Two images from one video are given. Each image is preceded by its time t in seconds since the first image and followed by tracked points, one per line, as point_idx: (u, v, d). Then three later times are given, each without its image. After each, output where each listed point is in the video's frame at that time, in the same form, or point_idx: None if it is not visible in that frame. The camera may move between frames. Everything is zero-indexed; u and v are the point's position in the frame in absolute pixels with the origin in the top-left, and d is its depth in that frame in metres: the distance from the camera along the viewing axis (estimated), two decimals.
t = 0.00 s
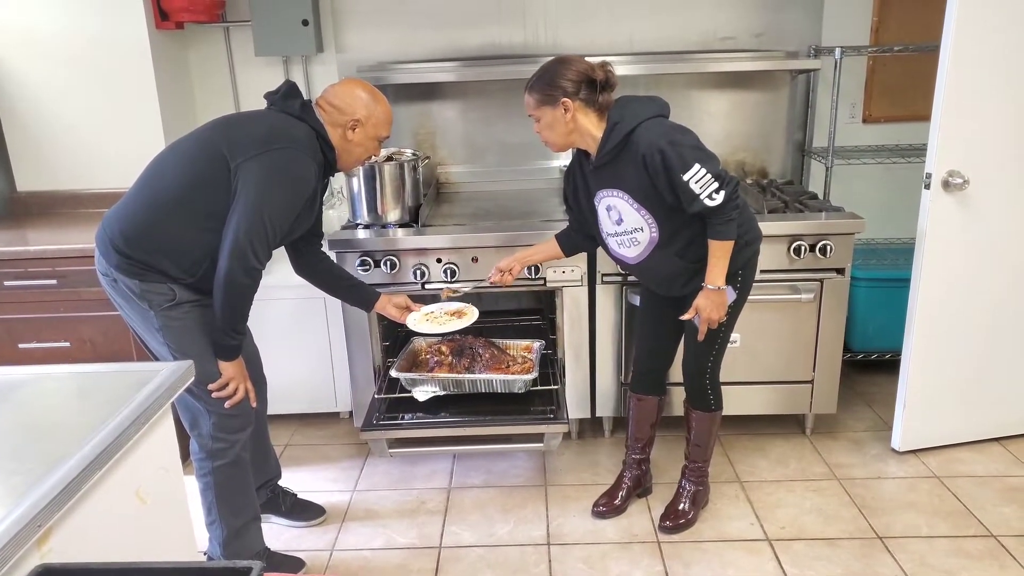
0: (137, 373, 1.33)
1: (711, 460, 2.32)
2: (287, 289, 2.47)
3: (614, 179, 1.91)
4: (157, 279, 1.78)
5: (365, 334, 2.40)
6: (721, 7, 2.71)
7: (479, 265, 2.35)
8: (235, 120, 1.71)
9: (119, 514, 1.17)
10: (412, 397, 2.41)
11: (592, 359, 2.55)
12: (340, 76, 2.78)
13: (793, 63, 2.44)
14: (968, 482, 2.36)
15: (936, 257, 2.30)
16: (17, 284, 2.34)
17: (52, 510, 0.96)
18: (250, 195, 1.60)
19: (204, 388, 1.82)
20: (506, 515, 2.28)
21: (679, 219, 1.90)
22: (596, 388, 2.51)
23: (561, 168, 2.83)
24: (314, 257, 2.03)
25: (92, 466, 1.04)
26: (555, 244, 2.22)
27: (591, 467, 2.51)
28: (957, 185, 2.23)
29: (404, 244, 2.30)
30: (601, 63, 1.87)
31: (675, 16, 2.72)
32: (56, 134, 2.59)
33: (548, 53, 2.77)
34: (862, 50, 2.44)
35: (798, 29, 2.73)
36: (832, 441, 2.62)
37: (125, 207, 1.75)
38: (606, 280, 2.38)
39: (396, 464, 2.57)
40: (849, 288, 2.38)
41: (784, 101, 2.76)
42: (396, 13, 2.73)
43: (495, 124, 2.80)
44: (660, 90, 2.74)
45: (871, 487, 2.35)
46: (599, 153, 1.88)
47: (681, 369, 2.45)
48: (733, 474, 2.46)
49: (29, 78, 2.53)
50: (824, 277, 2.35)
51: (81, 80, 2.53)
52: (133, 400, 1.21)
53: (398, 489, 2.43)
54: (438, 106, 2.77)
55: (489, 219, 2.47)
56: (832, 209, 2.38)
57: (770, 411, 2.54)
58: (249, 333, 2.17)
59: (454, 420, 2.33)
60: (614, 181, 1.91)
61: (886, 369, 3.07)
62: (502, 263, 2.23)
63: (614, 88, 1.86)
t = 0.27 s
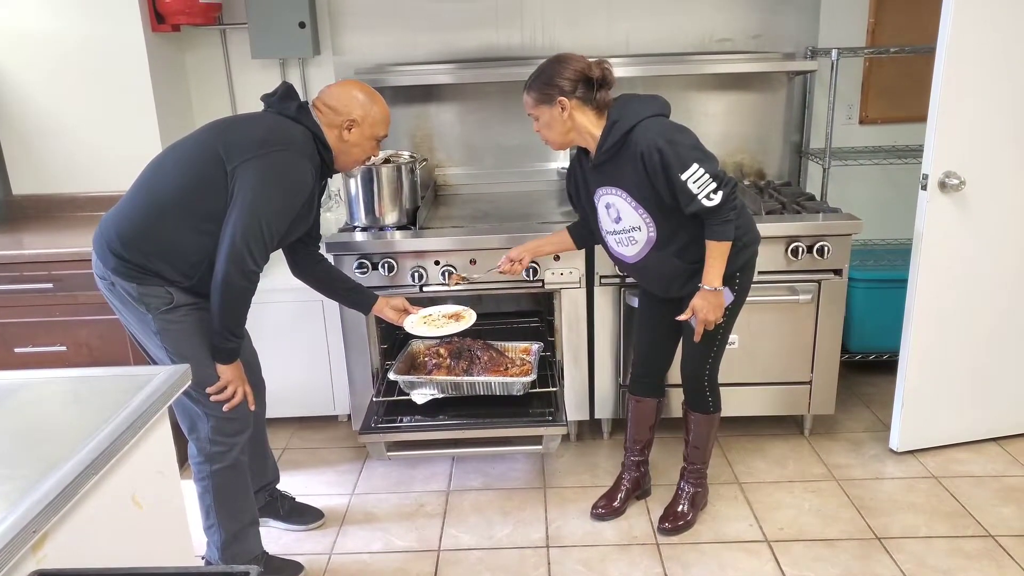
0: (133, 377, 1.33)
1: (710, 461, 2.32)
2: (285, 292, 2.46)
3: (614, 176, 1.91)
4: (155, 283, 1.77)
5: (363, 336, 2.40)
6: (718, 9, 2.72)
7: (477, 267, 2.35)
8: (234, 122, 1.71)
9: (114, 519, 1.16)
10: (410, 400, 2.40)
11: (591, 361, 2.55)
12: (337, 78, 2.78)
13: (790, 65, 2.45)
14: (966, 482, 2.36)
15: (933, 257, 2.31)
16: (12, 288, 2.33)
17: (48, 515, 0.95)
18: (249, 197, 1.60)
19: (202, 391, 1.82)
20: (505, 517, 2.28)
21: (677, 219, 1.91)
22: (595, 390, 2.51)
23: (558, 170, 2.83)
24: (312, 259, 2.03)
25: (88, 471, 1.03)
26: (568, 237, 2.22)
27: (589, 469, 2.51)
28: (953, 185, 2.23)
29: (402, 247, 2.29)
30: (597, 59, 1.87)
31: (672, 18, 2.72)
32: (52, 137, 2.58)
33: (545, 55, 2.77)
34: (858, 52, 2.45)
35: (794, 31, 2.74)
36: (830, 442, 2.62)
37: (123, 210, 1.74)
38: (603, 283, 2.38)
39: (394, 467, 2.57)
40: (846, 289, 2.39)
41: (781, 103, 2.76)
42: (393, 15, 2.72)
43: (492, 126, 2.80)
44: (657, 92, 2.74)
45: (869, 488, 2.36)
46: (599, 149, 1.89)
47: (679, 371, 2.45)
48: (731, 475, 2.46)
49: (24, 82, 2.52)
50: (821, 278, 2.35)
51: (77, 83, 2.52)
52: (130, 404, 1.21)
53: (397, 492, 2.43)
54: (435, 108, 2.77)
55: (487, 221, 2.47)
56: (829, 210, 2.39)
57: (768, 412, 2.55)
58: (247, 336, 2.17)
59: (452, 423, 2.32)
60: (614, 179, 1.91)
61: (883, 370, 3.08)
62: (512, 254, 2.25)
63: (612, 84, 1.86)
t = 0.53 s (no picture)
0: (132, 378, 1.33)
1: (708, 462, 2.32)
2: (283, 294, 2.46)
3: (614, 181, 1.91)
4: (154, 284, 1.77)
5: (361, 338, 2.40)
6: (717, 10, 2.72)
7: (475, 269, 2.35)
8: (232, 122, 1.70)
9: (113, 520, 1.16)
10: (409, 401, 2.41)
11: (589, 363, 2.55)
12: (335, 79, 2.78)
13: (789, 66, 2.44)
14: (964, 484, 2.36)
15: (932, 259, 2.31)
16: (11, 289, 2.33)
17: (47, 516, 0.95)
18: (247, 198, 1.60)
19: (202, 393, 1.82)
20: (503, 519, 2.28)
21: (677, 222, 1.90)
22: (593, 391, 2.52)
23: (557, 171, 2.83)
24: (310, 261, 2.03)
25: (86, 471, 1.03)
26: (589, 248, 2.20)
27: (588, 470, 2.51)
28: (953, 187, 2.23)
29: (400, 249, 2.29)
30: (584, 67, 1.87)
31: (670, 20, 2.72)
32: (50, 138, 2.58)
33: (543, 56, 2.76)
34: (857, 53, 2.45)
35: (793, 32, 2.73)
36: (828, 444, 2.62)
37: (121, 211, 1.74)
38: (602, 284, 2.38)
39: (392, 468, 2.57)
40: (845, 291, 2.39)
41: (780, 104, 2.76)
42: (391, 16, 2.72)
43: (491, 128, 2.80)
44: (656, 93, 2.74)
45: (868, 489, 2.36)
46: (598, 154, 1.88)
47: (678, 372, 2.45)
48: (730, 477, 2.46)
49: (23, 83, 2.52)
50: (820, 280, 2.35)
51: (75, 84, 2.52)
52: (128, 405, 1.21)
53: (395, 493, 2.43)
54: (433, 110, 2.77)
55: (485, 223, 2.46)
56: (828, 211, 2.38)
57: (767, 414, 2.55)
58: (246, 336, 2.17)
59: (451, 424, 2.32)
60: (613, 183, 1.91)
61: (882, 371, 3.08)
62: (540, 278, 2.22)
63: (601, 88, 1.86)
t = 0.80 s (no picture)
0: (131, 377, 1.33)
1: (707, 463, 2.32)
2: (282, 294, 2.46)
3: (611, 195, 1.91)
4: (153, 283, 1.76)
5: (360, 338, 2.40)
6: (718, 10, 2.71)
7: (475, 269, 2.35)
8: (229, 122, 1.70)
9: (112, 519, 1.16)
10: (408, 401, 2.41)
11: (588, 363, 2.55)
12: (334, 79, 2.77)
13: (789, 67, 2.44)
14: (963, 485, 2.37)
15: (932, 260, 2.30)
16: (10, 288, 2.33)
17: (46, 515, 0.95)
18: (244, 198, 1.59)
19: (202, 393, 1.82)
20: (502, 519, 2.28)
21: (677, 226, 1.90)
22: (592, 392, 2.51)
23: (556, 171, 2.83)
24: (308, 260, 2.03)
25: (85, 471, 1.03)
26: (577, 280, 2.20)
27: (586, 470, 2.51)
28: (953, 188, 2.22)
29: (399, 249, 2.29)
30: (574, 86, 1.88)
31: (670, 20, 2.71)
32: (48, 137, 2.57)
33: (543, 56, 2.76)
34: (858, 54, 2.44)
35: (793, 32, 2.73)
36: (827, 445, 2.62)
37: (119, 212, 1.74)
38: (602, 285, 2.38)
39: (391, 468, 2.57)
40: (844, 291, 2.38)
41: (780, 104, 2.75)
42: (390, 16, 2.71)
43: (490, 127, 2.79)
44: (656, 93, 2.73)
45: (866, 490, 2.36)
46: (591, 167, 1.89)
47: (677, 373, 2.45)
48: (728, 477, 2.47)
49: (21, 82, 2.51)
50: (819, 280, 2.35)
51: (73, 84, 2.52)
52: (127, 405, 1.21)
53: (394, 493, 2.43)
54: (433, 109, 2.76)
55: (484, 223, 2.46)
56: (828, 212, 2.38)
57: (766, 415, 2.55)
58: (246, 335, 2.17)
59: (450, 424, 2.32)
60: (609, 195, 1.91)
61: (881, 372, 3.08)
62: (538, 320, 2.24)
63: (591, 106, 1.86)
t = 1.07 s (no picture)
0: (129, 373, 1.32)
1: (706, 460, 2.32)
2: (280, 290, 2.46)
3: (609, 203, 1.91)
4: (152, 278, 1.76)
5: (359, 334, 2.39)
6: (717, 8, 2.71)
7: (474, 266, 2.34)
8: (228, 118, 1.69)
9: (110, 514, 1.16)
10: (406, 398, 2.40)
11: (587, 361, 2.55)
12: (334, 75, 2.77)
13: (788, 65, 2.44)
14: (961, 483, 2.37)
15: (931, 259, 2.30)
16: (8, 283, 2.33)
17: (43, 511, 0.95)
18: (244, 195, 1.59)
19: (200, 389, 1.81)
20: (500, 516, 2.28)
21: (675, 227, 1.90)
22: (591, 389, 2.51)
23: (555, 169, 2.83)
24: (306, 256, 2.02)
25: (82, 466, 1.03)
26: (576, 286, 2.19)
27: (585, 468, 2.51)
28: (952, 187, 2.22)
29: (398, 245, 2.29)
30: (564, 98, 1.89)
31: (670, 18, 2.71)
32: (47, 132, 2.57)
33: (543, 53, 2.76)
34: (857, 52, 2.44)
35: (793, 30, 2.73)
36: (825, 443, 2.62)
37: (119, 206, 1.73)
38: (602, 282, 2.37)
39: (390, 465, 2.57)
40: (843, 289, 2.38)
41: (780, 102, 2.75)
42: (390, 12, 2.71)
43: (490, 124, 2.79)
44: (655, 91, 2.73)
45: (865, 488, 2.36)
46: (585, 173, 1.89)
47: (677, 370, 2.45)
48: (726, 475, 2.47)
49: (20, 77, 2.51)
50: (818, 278, 2.35)
51: (72, 79, 2.51)
52: (125, 400, 1.20)
53: (392, 490, 2.43)
54: (432, 106, 2.76)
55: (484, 220, 2.46)
56: (827, 210, 2.38)
57: (764, 413, 2.55)
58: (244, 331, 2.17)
59: (449, 421, 2.32)
60: (605, 203, 1.92)
61: (879, 370, 3.08)
62: (538, 325, 2.24)
63: (582, 117, 1.87)
